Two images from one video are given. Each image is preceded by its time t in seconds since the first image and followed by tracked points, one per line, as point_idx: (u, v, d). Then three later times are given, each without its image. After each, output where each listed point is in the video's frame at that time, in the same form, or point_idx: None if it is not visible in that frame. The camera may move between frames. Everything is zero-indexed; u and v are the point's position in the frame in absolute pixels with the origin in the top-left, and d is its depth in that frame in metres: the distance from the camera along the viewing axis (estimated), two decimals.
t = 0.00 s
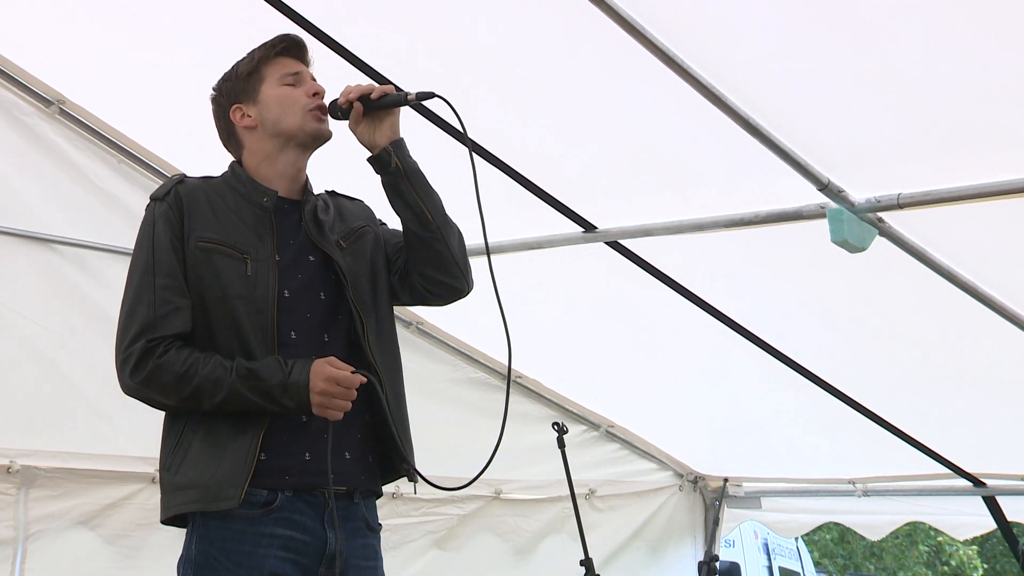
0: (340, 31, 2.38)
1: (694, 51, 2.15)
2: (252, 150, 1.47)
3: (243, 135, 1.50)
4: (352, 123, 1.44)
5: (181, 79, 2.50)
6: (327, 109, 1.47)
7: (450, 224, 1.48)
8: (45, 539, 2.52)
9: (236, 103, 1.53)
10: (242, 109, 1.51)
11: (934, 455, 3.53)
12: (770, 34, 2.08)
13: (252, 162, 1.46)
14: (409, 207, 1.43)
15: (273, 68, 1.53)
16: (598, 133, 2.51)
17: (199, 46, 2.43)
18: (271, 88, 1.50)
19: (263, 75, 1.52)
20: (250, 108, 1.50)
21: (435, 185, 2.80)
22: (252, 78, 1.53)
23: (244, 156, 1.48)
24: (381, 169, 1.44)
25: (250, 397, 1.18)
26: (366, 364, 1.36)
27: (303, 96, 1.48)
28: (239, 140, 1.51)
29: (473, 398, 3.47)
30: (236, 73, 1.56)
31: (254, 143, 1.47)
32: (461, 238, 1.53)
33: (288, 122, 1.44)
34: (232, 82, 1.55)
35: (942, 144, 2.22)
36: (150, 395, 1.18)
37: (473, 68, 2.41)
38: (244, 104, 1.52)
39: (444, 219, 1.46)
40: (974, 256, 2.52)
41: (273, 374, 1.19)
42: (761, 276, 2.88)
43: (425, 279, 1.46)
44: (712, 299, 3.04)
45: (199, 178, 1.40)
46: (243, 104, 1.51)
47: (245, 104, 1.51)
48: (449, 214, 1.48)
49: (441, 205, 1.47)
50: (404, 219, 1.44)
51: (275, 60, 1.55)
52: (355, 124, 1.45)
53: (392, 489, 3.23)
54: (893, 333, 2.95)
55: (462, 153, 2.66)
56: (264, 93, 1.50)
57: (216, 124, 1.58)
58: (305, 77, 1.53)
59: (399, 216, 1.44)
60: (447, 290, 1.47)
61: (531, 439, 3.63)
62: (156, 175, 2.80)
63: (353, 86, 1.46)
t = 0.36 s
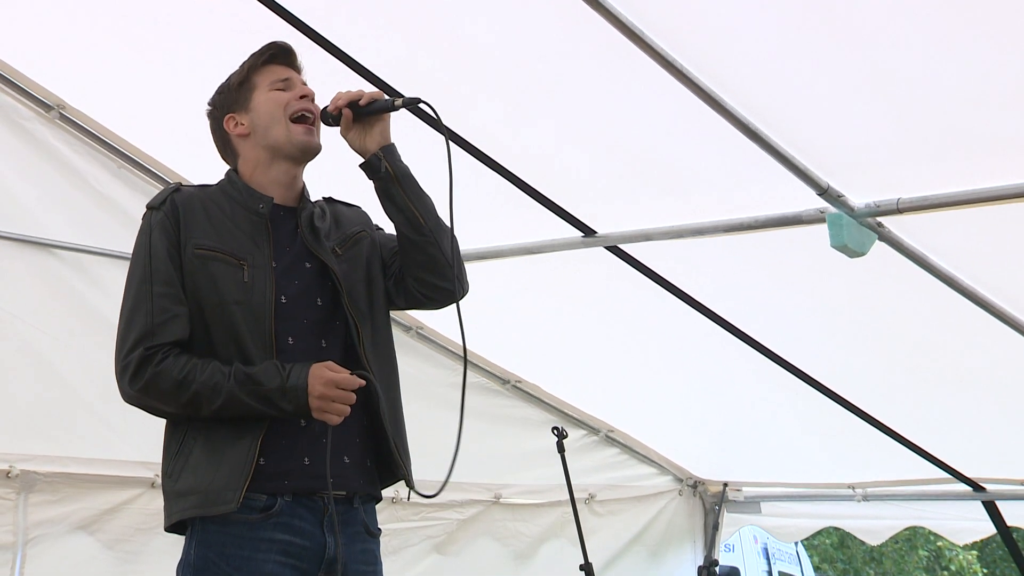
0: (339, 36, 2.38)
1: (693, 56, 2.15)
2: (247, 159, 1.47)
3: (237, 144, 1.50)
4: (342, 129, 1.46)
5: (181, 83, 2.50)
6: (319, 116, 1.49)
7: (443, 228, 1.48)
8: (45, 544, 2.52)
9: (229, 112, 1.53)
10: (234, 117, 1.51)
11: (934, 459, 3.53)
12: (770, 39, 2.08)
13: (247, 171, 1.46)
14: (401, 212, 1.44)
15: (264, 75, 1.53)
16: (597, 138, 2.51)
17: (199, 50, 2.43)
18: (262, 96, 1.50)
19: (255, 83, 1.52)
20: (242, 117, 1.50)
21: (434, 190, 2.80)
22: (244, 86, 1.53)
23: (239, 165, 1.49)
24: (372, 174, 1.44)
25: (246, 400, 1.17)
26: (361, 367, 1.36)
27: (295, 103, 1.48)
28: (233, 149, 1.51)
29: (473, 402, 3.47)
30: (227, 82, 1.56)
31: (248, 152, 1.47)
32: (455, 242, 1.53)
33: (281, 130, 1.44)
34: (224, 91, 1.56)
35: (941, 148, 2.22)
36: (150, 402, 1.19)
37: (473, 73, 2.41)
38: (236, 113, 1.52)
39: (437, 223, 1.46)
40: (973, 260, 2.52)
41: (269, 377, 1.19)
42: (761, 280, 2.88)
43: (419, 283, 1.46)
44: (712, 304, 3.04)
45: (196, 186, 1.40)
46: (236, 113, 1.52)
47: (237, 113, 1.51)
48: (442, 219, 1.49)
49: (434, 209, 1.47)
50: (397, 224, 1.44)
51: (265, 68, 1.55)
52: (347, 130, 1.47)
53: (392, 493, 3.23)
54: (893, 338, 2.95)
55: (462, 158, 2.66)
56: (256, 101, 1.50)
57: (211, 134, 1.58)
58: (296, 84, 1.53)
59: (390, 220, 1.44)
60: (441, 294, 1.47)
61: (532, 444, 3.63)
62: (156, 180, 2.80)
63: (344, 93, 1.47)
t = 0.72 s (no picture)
0: (338, 39, 2.38)
1: (692, 59, 2.15)
2: (237, 163, 1.47)
3: (228, 149, 1.50)
4: (331, 130, 1.45)
5: (182, 86, 2.50)
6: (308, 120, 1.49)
7: (435, 224, 1.48)
8: (46, 546, 2.52)
9: (219, 117, 1.53)
10: (224, 123, 1.52)
11: (934, 462, 3.53)
12: (770, 44, 2.09)
13: (238, 175, 1.46)
14: (391, 210, 1.43)
15: (254, 80, 1.53)
16: (597, 141, 2.51)
17: (199, 53, 2.44)
18: (252, 101, 1.50)
19: (244, 89, 1.52)
20: (232, 122, 1.51)
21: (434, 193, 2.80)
22: (234, 92, 1.53)
23: (229, 170, 1.49)
24: (362, 174, 1.45)
25: (242, 401, 1.17)
26: (355, 367, 1.36)
27: (284, 107, 1.48)
28: (224, 154, 1.51)
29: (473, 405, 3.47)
30: (217, 88, 1.57)
31: (239, 156, 1.47)
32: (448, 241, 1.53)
33: (271, 134, 1.45)
34: (214, 97, 1.56)
35: (941, 151, 2.21)
36: (144, 405, 1.19)
37: (472, 76, 2.41)
38: (226, 118, 1.52)
39: (427, 218, 1.46)
40: (973, 263, 2.51)
41: (266, 379, 1.19)
42: (761, 283, 2.87)
43: (413, 281, 1.46)
44: (711, 306, 3.04)
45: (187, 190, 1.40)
46: (226, 119, 1.52)
47: (227, 118, 1.52)
48: (432, 214, 1.48)
49: (426, 208, 1.47)
50: (389, 222, 1.44)
51: (255, 73, 1.55)
52: (335, 132, 1.46)
53: (391, 496, 3.24)
54: (893, 341, 2.95)
55: (462, 161, 2.66)
56: (246, 106, 1.50)
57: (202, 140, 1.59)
58: (286, 88, 1.53)
59: (381, 217, 1.44)
60: (435, 291, 1.47)
61: (531, 446, 3.63)
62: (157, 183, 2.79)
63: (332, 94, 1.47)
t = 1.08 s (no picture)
0: (338, 40, 2.38)
1: (693, 60, 2.15)
2: (230, 166, 1.47)
3: (221, 151, 1.50)
4: (324, 138, 1.45)
5: (182, 87, 2.50)
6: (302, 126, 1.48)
7: (425, 234, 1.48)
8: (45, 549, 2.52)
9: (213, 118, 1.52)
10: (218, 124, 1.51)
11: (934, 464, 3.53)
12: (770, 46, 2.09)
13: (230, 178, 1.46)
14: (382, 220, 1.43)
15: (250, 83, 1.53)
16: (597, 142, 2.51)
17: (199, 54, 2.44)
18: (248, 105, 1.50)
19: (240, 91, 1.52)
20: (227, 124, 1.50)
21: (434, 195, 2.80)
22: (229, 95, 1.53)
23: (222, 172, 1.48)
24: (353, 183, 1.44)
25: (242, 385, 1.16)
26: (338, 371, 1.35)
27: (280, 113, 1.48)
28: (216, 155, 1.51)
29: (473, 407, 3.47)
30: (212, 88, 1.56)
31: (232, 159, 1.47)
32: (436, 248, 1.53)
33: (266, 139, 1.45)
34: (208, 98, 1.55)
35: (940, 153, 2.21)
36: (147, 403, 1.17)
37: (472, 78, 2.41)
38: (220, 120, 1.51)
39: (418, 228, 1.46)
40: (973, 266, 2.52)
41: (258, 359, 1.17)
42: (762, 284, 2.87)
43: (402, 290, 1.46)
44: (711, 308, 3.04)
45: (179, 194, 1.39)
46: (220, 120, 1.51)
47: (221, 120, 1.51)
48: (423, 224, 1.48)
49: (416, 216, 1.47)
50: (379, 230, 1.44)
51: (251, 76, 1.55)
52: (327, 139, 1.46)
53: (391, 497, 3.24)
54: (893, 343, 2.95)
55: (462, 162, 2.66)
56: (241, 110, 1.50)
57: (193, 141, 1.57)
58: (282, 93, 1.53)
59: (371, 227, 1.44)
60: (425, 301, 1.47)
61: (531, 448, 3.63)
62: (156, 185, 2.79)
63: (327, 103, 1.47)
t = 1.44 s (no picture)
0: (338, 42, 2.38)
1: (693, 61, 2.15)
2: (229, 169, 1.45)
3: (219, 155, 1.48)
4: (323, 142, 1.44)
5: (182, 88, 2.50)
6: (302, 127, 1.46)
7: (420, 248, 1.48)
8: (45, 550, 2.52)
9: (211, 122, 1.50)
10: (214, 128, 1.49)
11: (934, 466, 3.53)
12: (770, 48, 2.09)
13: (230, 182, 1.44)
14: (376, 229, 1.44)
15: (245, 86, 1.51)
16: (597, 143, 2.51)
17: (200, 56, 2.44)
18: (244, 108, 1.48)
19: (236, 94, 1.50)
20: (223, 128, 1.48)
21: (434, 197, 2.80)
22: (224, 98, 1.51)
23: (220, 176, 1.46)
24: (349, 190, 1.45)
25: (228, 357, 1.14)
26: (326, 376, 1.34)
27: (277, 114, 1.46)
28: (214, 159, 1.49)
29: (473, 409, 3.47)
30: (206, 92, 1.54)
31: (231, 163, 1.45)
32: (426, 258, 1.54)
33: (264, 141, 1.43)
34: (203, 102, 1.53)
35: (939, 155, 2.22)
36: (143, 396, 1.17)
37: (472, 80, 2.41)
38: (217, 124, 1.49)
39: (412, 241, 1.47)
40: (973, 268, 2.52)
41: (242, 329, 1.16)
42: (763, 286, 2.87)
43: (391, 300, 1.47)
44: (711, 310, 3.04)
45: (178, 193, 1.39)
46: (216, 124, 1.49)
47: (219, 124, 1.49)
48: (418, 237, 1.49)
49: (409, 227, 1.47)
50: (372, 239, 1.44)
51: (245, 78, 1.53)
52: (326, 144, 1.45)
53: (391, 500, 3.24)
54: (893, 345, 2.95)
55: (462, 164, 2.66)
56: (238, 113, 1.48)
57: (189, 144, 1.55)
58: (277, 94, 1.51)
59: (365, 235, 1.45)
60: (413, 313, 1.48)
61: (531, 449, 3.63)
62: (156, 187, 2.79)
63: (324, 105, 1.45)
